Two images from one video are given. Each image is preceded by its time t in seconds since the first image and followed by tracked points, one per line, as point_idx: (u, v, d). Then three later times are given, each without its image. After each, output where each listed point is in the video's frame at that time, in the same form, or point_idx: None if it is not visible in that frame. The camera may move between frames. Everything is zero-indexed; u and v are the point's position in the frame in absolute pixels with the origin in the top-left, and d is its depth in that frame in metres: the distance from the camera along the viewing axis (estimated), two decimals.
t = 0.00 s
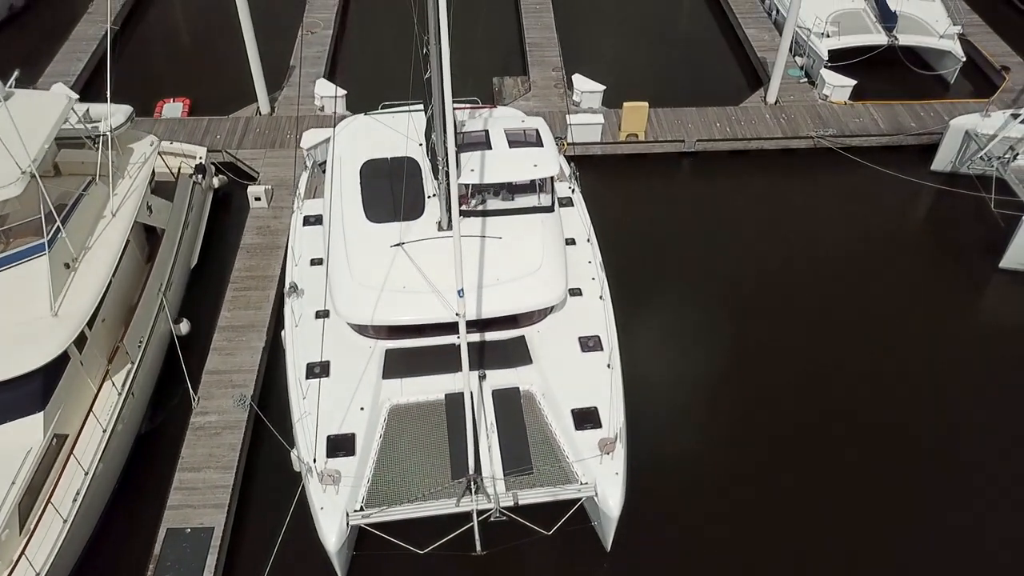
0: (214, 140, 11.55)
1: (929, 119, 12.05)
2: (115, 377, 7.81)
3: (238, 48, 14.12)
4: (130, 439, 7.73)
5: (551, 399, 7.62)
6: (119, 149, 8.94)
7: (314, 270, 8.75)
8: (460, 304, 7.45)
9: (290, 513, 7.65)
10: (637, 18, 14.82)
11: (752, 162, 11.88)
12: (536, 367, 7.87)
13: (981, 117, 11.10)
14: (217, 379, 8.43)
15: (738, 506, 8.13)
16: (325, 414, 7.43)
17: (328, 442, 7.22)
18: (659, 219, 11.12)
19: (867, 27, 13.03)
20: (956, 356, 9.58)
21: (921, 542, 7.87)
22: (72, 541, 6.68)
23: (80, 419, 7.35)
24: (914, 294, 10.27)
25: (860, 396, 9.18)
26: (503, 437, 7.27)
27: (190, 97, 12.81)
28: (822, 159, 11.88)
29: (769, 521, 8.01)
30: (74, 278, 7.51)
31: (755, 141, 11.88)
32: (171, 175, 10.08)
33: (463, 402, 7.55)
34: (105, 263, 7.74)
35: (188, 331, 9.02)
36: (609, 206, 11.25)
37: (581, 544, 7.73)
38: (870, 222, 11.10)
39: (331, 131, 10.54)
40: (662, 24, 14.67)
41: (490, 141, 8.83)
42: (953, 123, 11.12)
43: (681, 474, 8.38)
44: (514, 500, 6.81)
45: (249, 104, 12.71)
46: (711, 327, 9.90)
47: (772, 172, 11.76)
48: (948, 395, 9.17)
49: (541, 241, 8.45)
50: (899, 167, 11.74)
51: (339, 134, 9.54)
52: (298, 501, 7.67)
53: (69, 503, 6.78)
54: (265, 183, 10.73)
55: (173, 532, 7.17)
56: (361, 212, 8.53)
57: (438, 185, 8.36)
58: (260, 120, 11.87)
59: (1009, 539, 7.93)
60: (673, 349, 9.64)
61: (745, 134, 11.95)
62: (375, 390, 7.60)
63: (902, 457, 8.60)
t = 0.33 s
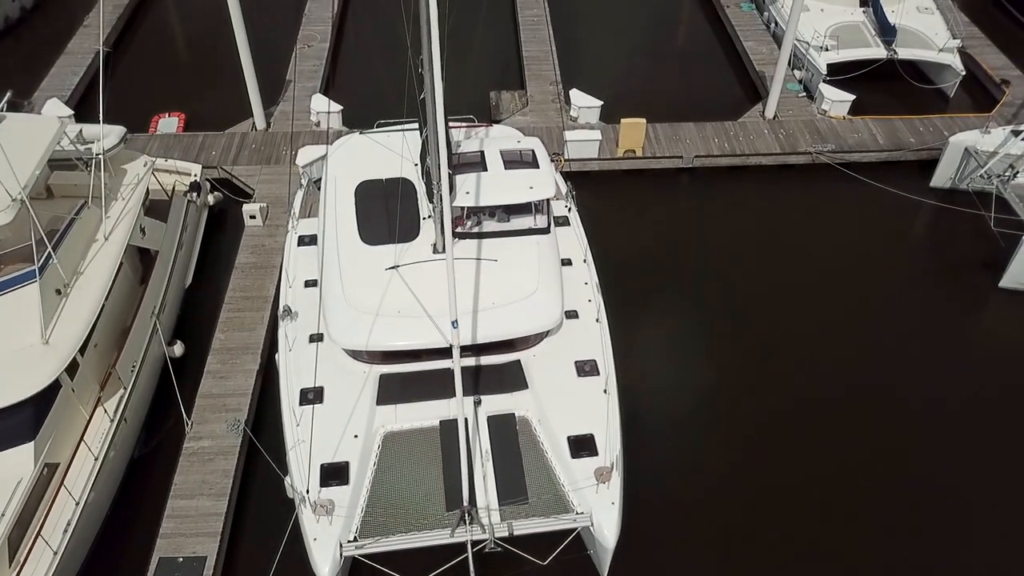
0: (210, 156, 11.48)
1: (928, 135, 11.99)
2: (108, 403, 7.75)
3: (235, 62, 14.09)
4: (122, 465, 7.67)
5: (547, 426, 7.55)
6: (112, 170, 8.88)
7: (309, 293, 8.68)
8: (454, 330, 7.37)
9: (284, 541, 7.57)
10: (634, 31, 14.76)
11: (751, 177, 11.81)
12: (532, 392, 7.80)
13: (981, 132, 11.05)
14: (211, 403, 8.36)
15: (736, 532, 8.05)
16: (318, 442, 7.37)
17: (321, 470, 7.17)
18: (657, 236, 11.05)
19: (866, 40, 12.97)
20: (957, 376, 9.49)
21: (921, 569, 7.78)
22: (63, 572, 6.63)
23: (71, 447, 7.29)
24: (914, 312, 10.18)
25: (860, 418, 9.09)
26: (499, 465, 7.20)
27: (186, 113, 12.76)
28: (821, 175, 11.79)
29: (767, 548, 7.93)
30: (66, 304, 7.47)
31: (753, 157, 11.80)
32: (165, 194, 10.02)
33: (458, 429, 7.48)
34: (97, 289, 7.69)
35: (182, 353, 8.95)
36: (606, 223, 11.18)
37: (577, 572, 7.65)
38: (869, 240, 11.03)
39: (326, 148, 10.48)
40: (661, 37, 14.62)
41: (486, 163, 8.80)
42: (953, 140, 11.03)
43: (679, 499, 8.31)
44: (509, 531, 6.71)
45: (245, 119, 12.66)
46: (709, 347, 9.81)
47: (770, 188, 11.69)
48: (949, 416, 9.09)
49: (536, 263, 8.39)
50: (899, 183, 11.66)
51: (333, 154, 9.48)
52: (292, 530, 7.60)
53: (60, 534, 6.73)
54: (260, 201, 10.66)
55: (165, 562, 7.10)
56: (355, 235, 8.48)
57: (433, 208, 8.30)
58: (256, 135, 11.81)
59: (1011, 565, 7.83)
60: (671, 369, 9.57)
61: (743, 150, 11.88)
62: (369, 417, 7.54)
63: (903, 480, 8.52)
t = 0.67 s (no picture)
0: (206, 172, 11.43)
1: (928, 151, 11.91)
2: (100, 430, 7.69)
3: (231, 77, 14.07)
4: (114, 493, 7.60)
5: (543, 453, 7.48)
6: (105, 193, 8.84)
7: (303, 315, 8.61)
8: (448, 357, 7.31)
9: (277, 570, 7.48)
10: (632, 44, 14.71)
11: (750, 193, 11.73)
12: (528, 419, 7.73)
13: (981, 151, 10.93)
14: (204, 428, 8.29)
15: (736, 558, 7.95)
16: (312, 470, 7.32)
17: (314, 500, 7.12)
18: (655, 254, 10.97)
19: (865, 54, 12.92)
20: (959, 397, 9.40)
21: None
22: None
23: (62, 476, 7.23)
24: (914, 331, 10.11)
25: (860, 440, 9.01)
26: (494, 494, 7.12)
27: (183, 130, 12.76)
28: (820, 191, 11.72)
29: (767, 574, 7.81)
30: (57, 332, 7.42)
31: (752, 172, 11.72)
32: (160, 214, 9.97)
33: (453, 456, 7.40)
34: (89, 315, 7.63)
35: (176, 376, 8.88)
36: (604, 241, 11.11)
37: None
38: (868, 257, 10.96)
39: (322, 166, 10.43)
40: (659, 50, 14.57)
41: (482, 186, 8.74)
42: (952, 158, 10.98)
43: (678, 524, 8.21)
44: (505, 562, 6.60)
45: (241, 135, 12.63)
46: (709, 367, 9.73)
47: (769, 204, 11.61)
48: (950, 437, 9.00)
49: (532, 286, 8.33)
50: (898, 200, 11.58)
51: (329, 174, 9.43)
52: (285, 558, 7.51)
53: (50, 566, 6.66)
54: (256, 219, 10.60)
55: None
56: (350, 258, 8.41)
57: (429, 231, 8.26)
58: (252, 152, 11.76)
59: None
60: (670, 390, 9.49)
61: (741, 166, 11.80)
62: (363, 444, 7.49)
63: (904, 503, 8.42)
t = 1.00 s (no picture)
0: (201, 190, 11.38)
1: (926, 167, 11.85)
2: (92, 458, 7.63)
3: (228, 93, 14.05)
4: (107, 521, 7.55)
5: (538, 482, 7.42)
6: (99, 216, 8.79)
7: (297, 339, 8.54)
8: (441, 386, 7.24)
9: None
10: (630, 56, 14.64)
11: (748, 210, 11.67)
12: (523, 446, 7.67)
13: (980, 168, 10.81)
14: (198, 454, 8.23)
15: (734, 572, 7.98)
16: (306, 500, 7.27)
17: (308, 530, 7.09)
18: (652, 272, 10.91)
19: (864, 68, 12.87)
20: (958, 416, 9.34)
21: None
22: None
23: (54, 506, 7.17)
24: (913, 350, 10.05)
25: (858, 462, 8.94)
26: (489, 524, 7.06)
27: (178, 146, 12.73)
28: (819, 207, 11.65)
29: None
30: (49, 360, 7.37)
31: (750, 189, 11.65)
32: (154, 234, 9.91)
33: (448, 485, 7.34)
34: (81, 342, 7.57)
35: (170, 399, 8.81)
36: (602, 259, 11.05)
37: None
38: (867, 276, 10.88)
39: (317, 185, 10.37)
40: (657, 63, 14.52)
41: (478, 209, 8.69)
42: (952, 176, 10.87)
43: (675, 551, 8.15)
44: None
45: (237, 152, 12.60)
46: (707, 388, 9.66)
47: (767, 222, 11.53)
48: (949, 456, 8.96)
49: (528, 310, 8.27)
50: (898, 217, 11.51)
51: (324, 195, 9.37)
52: None
53: None
54: (251, 239, 10.54)
55: None
56: (344, 282, 8.35)
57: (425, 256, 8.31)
58: (248, 169, 11.70)
59: None
60: (668, 411, 9.42)
61: (739, 183, 11.73)
62: (357, 473, 7.42)
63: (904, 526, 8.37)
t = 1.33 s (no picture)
0: (196, 208, 11.32)
1: (925, 184, 11.80)
2: (85, 488, 7.59)
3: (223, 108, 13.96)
4: (99, 551, 7.50)
5: (533, 511, 7.38)
6: (93, 239, 8.73)
7: (291, 364, 8.49)
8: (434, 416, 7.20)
9: None
10: (627, 69, 14.59)
11: (746, 228, 11.61)
12: (519, 475, 7.63)
13: (979, 188, 10.85)
14: (192, 481, 8.17)
15: None
16: (299, 530, 7.22)
17: (301, 562, 7.03)
18: (649, 291, 10.85)
19: (863, 83, 12.81)
20: (958, 437, 9.29)
21: None
22: None
23: (45, 538, 7.13)
24: (913, 371, 9.99)
25: (857, 485, 8.87)
26: (484, 555, 7.01)
27: (173, 162, 12.66)
28: (817, 225, 11.59)
29: None
30: (40, 390, 7.33)
31: (747, 208, 11.60)
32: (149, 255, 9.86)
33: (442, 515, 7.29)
34: (73, 371, 7.52)
35: (164, 425, 8.75)
36: (599, 279, 10.99)
37: None
38: (866, 295, 10.82)
39: (313, 205, 10.32)
40: (655, 76, 14.46)
41: (473, 233, 8.65)
42: (949, 196, 10.88)
43: None
44: None
45: (232, 169, 12.54)
46: (705, 409, 9.58)
47: (765, 240, 11.48)
48: (950, 463, 9.06)
49: (524, 336, 8.22)
50: (896, 235, 11.45)
51: (318, 217, 9.31)
52: None
53: None
54: (246, 259, 10.48)
55: None
56: (338, 308, 8.30)
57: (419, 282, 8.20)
58: (244, 186, 11.65)
59: None
60: (666, 434, 9.34)
61: (737, 201, 11.67)
62: (351, 503, 7.37)
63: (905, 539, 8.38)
